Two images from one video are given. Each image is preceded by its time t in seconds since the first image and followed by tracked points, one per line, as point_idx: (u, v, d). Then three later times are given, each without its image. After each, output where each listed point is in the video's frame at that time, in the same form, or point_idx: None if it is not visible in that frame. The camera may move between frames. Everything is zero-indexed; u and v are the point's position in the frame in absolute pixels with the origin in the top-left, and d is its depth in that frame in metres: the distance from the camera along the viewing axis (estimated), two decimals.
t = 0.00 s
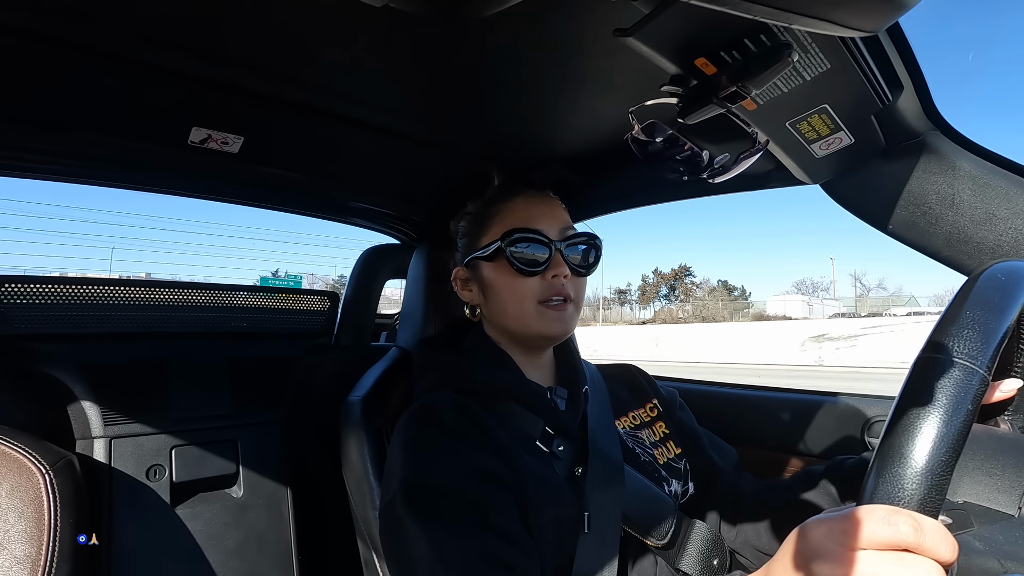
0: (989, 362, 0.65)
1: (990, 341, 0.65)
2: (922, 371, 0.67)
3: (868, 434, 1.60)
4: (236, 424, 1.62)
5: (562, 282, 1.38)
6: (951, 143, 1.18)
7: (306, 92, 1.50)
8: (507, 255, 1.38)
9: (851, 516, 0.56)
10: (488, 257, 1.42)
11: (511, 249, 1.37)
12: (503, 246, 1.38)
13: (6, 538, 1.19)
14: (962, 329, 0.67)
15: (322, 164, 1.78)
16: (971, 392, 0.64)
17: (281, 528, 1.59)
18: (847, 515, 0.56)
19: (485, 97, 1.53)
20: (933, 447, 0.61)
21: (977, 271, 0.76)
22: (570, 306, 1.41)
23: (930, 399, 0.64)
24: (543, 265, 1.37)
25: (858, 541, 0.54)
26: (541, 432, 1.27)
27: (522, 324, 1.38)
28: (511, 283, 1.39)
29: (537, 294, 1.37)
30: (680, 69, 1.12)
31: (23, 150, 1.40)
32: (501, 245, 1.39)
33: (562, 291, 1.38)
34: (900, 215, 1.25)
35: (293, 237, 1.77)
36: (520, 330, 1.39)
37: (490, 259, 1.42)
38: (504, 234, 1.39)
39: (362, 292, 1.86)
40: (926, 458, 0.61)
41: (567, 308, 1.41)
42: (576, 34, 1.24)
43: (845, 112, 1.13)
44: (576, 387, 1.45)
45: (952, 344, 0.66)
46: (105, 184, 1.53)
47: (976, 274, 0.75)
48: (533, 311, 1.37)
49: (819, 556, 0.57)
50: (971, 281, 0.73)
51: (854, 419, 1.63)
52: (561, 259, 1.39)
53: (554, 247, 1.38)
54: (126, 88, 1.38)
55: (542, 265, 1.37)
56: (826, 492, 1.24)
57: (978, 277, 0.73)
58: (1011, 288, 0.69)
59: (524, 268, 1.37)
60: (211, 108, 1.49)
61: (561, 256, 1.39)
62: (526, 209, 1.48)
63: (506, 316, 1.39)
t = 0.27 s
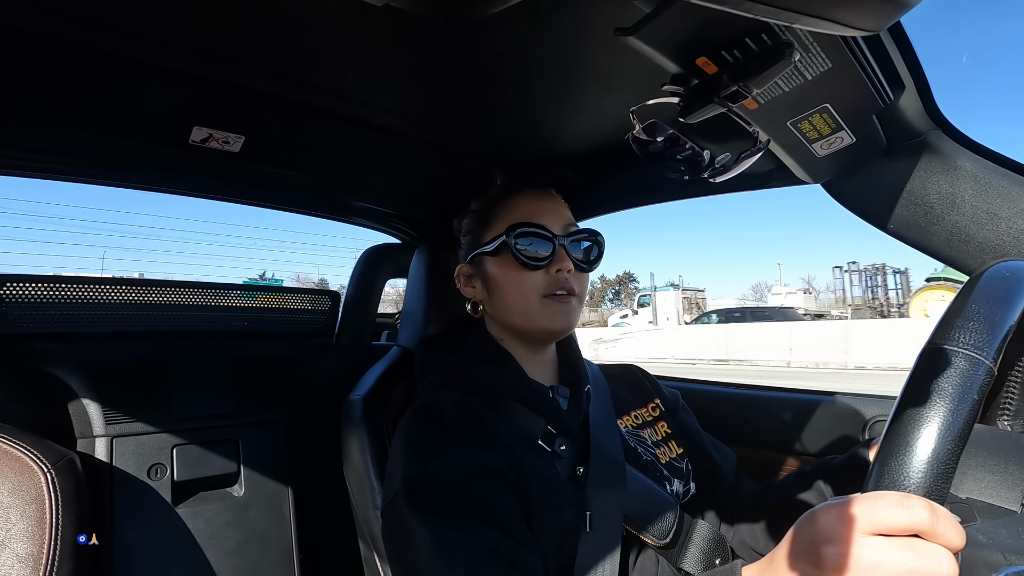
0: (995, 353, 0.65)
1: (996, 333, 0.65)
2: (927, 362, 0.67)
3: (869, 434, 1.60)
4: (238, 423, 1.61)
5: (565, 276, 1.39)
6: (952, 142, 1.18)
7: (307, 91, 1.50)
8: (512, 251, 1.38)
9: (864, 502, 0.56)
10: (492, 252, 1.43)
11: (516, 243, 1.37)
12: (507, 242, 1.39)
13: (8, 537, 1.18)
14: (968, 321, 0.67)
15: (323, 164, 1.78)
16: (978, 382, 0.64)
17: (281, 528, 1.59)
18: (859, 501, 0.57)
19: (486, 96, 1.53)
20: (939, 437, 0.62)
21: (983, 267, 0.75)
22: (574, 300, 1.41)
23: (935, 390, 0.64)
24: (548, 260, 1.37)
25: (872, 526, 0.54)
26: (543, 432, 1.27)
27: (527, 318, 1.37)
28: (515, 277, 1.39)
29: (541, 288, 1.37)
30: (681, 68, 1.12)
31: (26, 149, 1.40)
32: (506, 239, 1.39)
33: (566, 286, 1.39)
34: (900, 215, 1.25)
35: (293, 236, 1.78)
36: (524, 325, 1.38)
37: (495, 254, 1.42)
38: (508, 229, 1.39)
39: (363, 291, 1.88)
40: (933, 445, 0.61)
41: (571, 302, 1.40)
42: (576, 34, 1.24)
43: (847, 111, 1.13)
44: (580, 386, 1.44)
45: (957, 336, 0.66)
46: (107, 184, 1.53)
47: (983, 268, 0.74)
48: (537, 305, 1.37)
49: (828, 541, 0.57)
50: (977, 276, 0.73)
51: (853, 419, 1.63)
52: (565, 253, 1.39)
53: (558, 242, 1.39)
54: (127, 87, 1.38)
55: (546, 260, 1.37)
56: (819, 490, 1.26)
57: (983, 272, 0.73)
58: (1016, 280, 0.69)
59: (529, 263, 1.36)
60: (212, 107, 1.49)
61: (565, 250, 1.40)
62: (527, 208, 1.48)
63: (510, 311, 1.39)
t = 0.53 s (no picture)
0: (998, 350, 0.64)
1: (1000, 329, 0.65)
2: (929, 359, 0.67)
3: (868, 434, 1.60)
4: (237, 425, 1.61)
5: (564, 277, 1.38)
6: (950, 144, 1.18)
7: (306, 93, 1.50)
8: (511, 252, 1.38)
9: (871, 493, 0.56)
10: (491, 255, 1.43)
11: (513, 246, 1.38)
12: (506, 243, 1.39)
13: (6, 539, 1.18)
14: (970, 318, 0.67)
15: (323, 165, 1.78)
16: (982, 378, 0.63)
17: (280, 530, 1.59)
18: (865, 492, 0.57)
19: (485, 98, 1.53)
20: (941, 433, 0.62)
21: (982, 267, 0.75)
22: (573, 302, 1.40)
23: (937, 386, 0.64)
24: (547, 261, 1.37)
25: (878, 518, 0.54)
26: (542, 434, 1.26)
27: (525, 320, 1.37)
28: (513, 278, 1.39)
29: (540, 288, 1.37)
30: (680, 70, 1.12)
31: (25, 151, 1.40)
32: (505, 241, 1.39)
33: (565, 287, 1.39)
34: (898, 216, 1.25)
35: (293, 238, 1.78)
36: (523, 327, 1.38)
37: (494, 255, 1.42)
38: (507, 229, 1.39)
39: (362, 293, 1.87)
40: (934, 445, 0.61)
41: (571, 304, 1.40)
42: (576, 36, 1.24)
43: (845, 113, 1.13)
44: (576, 388, 1.45)
45: (960, 331, 0.66)
46: (106, 186, 1.53)
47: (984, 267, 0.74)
48: (536, 306, 1.37)
49: (833, 531, 0.57)
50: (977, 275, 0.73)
51: (850, 420, 1.64)
52: (563, 256, 1.39)
53: (558, 243, 1.39)
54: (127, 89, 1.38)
55: (545, 261, 1.37)
56: (816, 490, 1.25)
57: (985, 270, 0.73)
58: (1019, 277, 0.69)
59: (528, 265, 1.37)
60: (212, 109, 1.49)
61: (564, 253, 1.40)
62: (526, 209, 1.48)
63: (509, 312, 1.39)
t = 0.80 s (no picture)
0: (995, 348, 0.64)
1: (997, 327, 0.65)
2: (927, 358, 0.67)
3: (866, 433, 1.60)
4: (235, 422, 1.61)
5: (559, 279, 1.38)
6: (949, 143, 1.18)
7: (305, 90, 1.49)
8: (507, 253, 1.38)
9: (867, 492, 0.56)
10: (486, 254, 1.42)
11: (510, 246, 1.37)
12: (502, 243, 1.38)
13: (5, 536, 1.19)
14: (968, 316, 0.67)
15: (322, 163, 1.78)
16: (978, 375, 0.63)
17: (279, 527, 1.59)
18: (862, 491, 0.57)
19: (485, 96, 1.53)
20: (939, 431, 0.62)
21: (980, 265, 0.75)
22: (570, 304, 1.41)
23: (936, 384, 0.64)
24: (543, 262, 1.37)
25: (875, 516, 0.54)
26: (539, 432, 1.26)
27: (522, 319, 1.37)
28: (510, 280, 1.38)
29: (537, 288, 1.37)
30: (680, 69, 1.12)
31: (24, 147, 1.40)
32: (500, 241, 1.39)
33: (560, 288, 1.39)
34: (897, 214, 1.25)
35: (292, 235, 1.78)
36: (520, 326, 1.38)
37: (489, 256, 1.42)
38: (502, 230, 1.39)
39: (361, 291, 1.87)
40: (932, 444, 0.61)
41: (566, 305, 1.41)
42: (576, 34, 1.24)
43: (845, 112, 1.13)
44: (575, 385, 1.46)
45: (958, 329, 0.66)
46: (105, 182, 1.53)
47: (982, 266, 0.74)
48: (534, 305, 1.37)
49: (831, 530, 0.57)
50: (976, 273, 0.73)
51: (847, 418, 1.64)
52: (559, 256, 1.39)
53: (553, 244, 1.38)
54: (126, 85, 1.38)
55: (543, 259, 1.37)
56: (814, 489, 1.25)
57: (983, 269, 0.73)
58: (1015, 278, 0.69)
59: (522, 265, 1.36)
60: (211, 106, 1.49)
61: (559, 253, 1.39)
62: (525, 208, 1.48)
63: (506, 311, 1.39)
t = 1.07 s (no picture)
0: (994, 346, 0.64)
1: (995, 327, 0.65)
2: (925, 357, 0.67)
3: (865, 434, 1.60)
4: (234, 424, 1.61)
5: (561, 281, 1.38)
6: (948, 144, 1.18)
7: (304, 91, 1.49)
8: (507, 254, 1.38)
9: (867, 490, 0.56)
10: (487, 254, 1.42)
11: (511, 246, 1.37)
12: (502, 243, 1.39)
13: (3, 536, 1.19)
14: (967, 316, 0.67)
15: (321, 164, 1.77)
16: (977, 375, 0.63)
17: (277, 528, 1.59)
18: (862, 489, 0.57)
19: (484, 97, 1.53)
20: (938, 430, 0.61)
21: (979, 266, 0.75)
22: (569, 305, 1.42)
23: (935, 383, 0.64)
24: (543, 265, 1.37)
25: (875, 515, 0.54)
26: (538, 434, 1.25)
27: (522, 321, 1.37)
28: (511, 280, 1.38)
29: (537, 290, 1.37)
30: (680, 70, 1.12)
31: (21, 148, 1.39)
32: (501, 242, 1.39)
33: (560, 291, 1.39)
34: (894, 216, 1.25)
35: (291, 236, 1.78)
36: (519, 328, 1.38)
37: (490, 256, 1.42)
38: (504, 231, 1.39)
39: (360, 292, 1.87)
40: (932, 442, 0.61)
41: (566, 306, 1.41)
42: (574, 34, 1.24)
43: (843, 113, 1.13)
44: (573, 387, 1.46)
45: (956, 329, 0.66)
46: (103, 183, 1.53)
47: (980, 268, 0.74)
48: (533, 306, 1.37)
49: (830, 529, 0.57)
50: (974, 274, 0.73)
51: (844, 418, 1.64)
52: (559, 258, 1.39)
53: (553, 246, 1.38)
54: (124, 86, 1.37)
55: (543, 261, 1.37)
56: (812, 491, 1.25)
57: (980, 270, 0.73)
58: (1013, 279, 0.69)
59: (523, 266, 1.36)
60: (209, 106, 1.49)
61: (560, 254, 1.39)
62: (524, 209, 1.48)
63: (506, 312, 1.39)
